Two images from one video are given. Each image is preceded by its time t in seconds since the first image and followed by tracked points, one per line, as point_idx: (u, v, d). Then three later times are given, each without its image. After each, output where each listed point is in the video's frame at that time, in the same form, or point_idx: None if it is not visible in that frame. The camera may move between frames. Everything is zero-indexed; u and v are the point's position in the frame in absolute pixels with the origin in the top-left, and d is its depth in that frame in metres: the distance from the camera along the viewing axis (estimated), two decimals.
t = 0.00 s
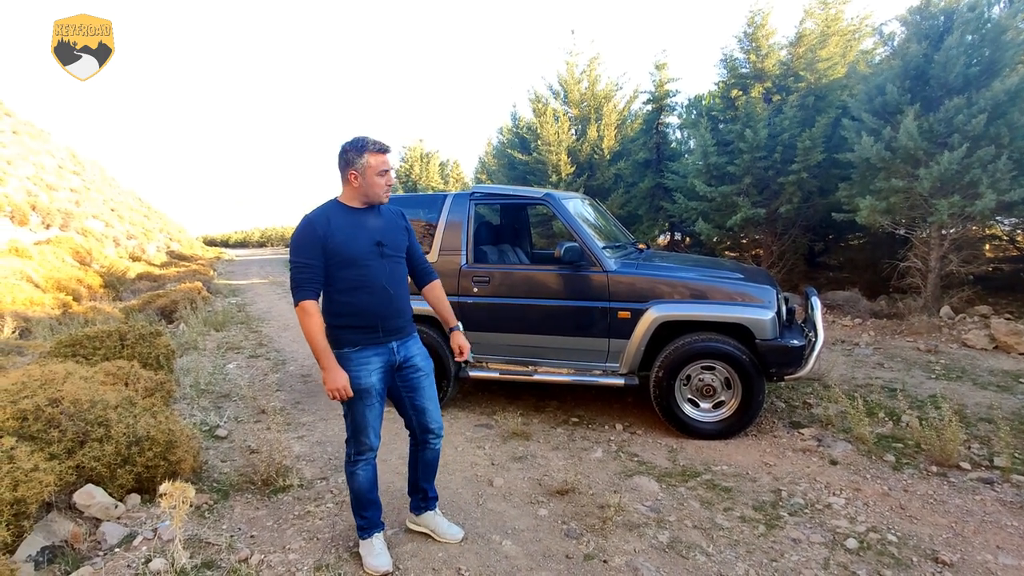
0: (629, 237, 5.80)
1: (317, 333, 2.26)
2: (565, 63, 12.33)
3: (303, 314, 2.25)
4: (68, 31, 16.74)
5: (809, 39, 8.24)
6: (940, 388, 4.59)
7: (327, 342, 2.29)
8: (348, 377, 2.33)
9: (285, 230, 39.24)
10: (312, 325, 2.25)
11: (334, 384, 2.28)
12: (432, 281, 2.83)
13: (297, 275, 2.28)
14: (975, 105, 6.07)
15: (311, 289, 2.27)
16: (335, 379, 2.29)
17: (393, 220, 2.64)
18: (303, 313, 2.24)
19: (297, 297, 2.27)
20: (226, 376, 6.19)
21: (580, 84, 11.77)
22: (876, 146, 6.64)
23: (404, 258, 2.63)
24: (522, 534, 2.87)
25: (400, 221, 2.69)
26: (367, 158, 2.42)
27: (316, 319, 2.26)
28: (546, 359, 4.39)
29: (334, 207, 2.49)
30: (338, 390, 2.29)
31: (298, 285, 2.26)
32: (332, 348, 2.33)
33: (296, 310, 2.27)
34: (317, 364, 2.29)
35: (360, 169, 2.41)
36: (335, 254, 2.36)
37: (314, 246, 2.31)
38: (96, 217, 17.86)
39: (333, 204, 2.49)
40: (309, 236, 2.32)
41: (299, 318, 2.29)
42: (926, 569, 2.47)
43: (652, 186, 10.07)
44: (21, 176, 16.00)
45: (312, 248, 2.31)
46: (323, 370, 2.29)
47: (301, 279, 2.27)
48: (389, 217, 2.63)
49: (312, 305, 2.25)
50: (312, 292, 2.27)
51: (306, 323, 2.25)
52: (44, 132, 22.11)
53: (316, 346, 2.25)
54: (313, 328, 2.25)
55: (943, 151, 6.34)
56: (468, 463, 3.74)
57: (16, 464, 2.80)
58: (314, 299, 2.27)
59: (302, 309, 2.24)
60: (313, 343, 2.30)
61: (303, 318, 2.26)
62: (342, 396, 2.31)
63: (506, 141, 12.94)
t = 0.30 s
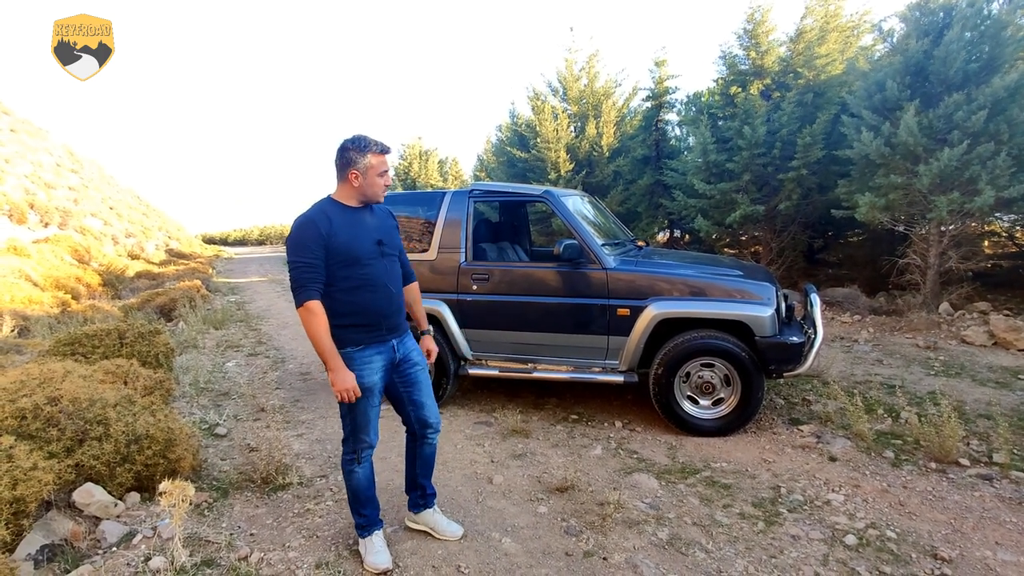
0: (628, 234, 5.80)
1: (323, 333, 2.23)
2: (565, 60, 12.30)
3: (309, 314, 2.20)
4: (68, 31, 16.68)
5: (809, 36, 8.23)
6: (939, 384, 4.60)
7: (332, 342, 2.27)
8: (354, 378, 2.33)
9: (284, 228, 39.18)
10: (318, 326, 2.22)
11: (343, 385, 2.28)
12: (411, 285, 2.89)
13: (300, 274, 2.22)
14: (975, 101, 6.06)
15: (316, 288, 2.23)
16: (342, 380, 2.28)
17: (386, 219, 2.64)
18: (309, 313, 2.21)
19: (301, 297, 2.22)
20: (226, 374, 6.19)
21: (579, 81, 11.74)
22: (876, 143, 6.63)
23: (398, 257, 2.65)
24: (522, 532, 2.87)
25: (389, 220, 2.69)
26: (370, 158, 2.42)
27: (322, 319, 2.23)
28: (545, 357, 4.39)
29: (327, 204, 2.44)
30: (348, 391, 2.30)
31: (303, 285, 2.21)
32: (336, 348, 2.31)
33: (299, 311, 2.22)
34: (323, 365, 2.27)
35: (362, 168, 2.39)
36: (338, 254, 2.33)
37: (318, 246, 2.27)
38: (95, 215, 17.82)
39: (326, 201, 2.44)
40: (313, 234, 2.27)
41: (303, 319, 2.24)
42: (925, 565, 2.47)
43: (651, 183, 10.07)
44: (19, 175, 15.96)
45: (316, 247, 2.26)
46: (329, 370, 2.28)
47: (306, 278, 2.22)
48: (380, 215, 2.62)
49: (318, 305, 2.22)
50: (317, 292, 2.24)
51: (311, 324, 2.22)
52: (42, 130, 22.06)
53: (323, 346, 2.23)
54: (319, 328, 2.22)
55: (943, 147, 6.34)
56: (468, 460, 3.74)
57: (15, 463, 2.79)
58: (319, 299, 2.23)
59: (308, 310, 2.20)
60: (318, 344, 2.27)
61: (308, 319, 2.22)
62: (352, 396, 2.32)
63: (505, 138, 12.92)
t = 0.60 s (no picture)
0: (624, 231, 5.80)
1: (332, 333, 2.22)
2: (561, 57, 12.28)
3: (320, 314, 2.19)
4: (68, 31, 16.56)
5: (804, 33, 8.23)
6: (934, 380, 4.62)
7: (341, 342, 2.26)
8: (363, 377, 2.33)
9: (280, 226, 39.05)
10: (327, 326, 2.21)
11: (353, 384, 2.29)
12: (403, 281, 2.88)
13: (309, 273, 2.19)
14: (969, 98, 6.08)
15: (324, 287, 2.21)
16: (351, 380, 2.28)
17: (387, 216, 2.63)
18: (320, 313, 2.20)
19: (309, 296, 2.20)
20: (221, 372, 6.17)
21: (575, 78, 11.72)
22: (871, 139, 6.65)
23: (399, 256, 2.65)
24: (519, 529, 2.87)
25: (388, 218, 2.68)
26: (377, 155, 2.42)
27: (331, 319, 2.22)
28: (542, 355, 4.39)
29: (328, 201, 2.39)
30: (358, 391, 2.30)
31: (313, 284, 2.19)
32: (344, 348, 2.31)
33: (310, 311, 2.20)
34: (334, 364, 2.27)
35: (369, 166, 2.39)
36: (347, 253, 2.31)
37: (328, 245, 2.24)
38: (89, 213, 17.73)
39: (328, 198, 2.40)
40: (322, 232, 2.24)
41: (311, 319, 2.22)
42: (921, 561, 2.48)
43: (648, 180, 10.07)
44: (13, 173, 15.86)
45: (326, 246, 2.23)
46: (338, 370, 2.27)
47: (316, 278, 2.20)
48: (381, 213, 2.61)
49: (327, 305, 2.21)
50: (326, 291, 2.22)
51: (321, 324, 2.20)
52: (36, 128, 21.93)
53: (333, 345, 2.23)
54: (328, 328, 2.21)
55: (938, 144, 6.35)
56: (465, 458, 3.73)
57: (10, 463, 2.77)
58: (328, 298, 2.21)
59: (319, 309, 2.18)
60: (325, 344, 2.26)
61: (317, 319, 2.20)
62: (361, 396, 2.32)
63: (501, 135, 12.90)
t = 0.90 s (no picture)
0: (617, 230, 5.79)
1: (339, 331, 2.19)
2: (553, 56, 12.26)
3: (324, 312, 2.16)
4: (68, 31, 16.30)
5: (795, 32, 8.27)
6: (924, 378, 4.65)
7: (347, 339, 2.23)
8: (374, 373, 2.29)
9: (272, 225, 38.81)
10: (333, 324, 2.17)
11: (364, 381, 2.24)
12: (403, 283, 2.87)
13: (312, 272, 2.16)
14: (959, 98, 6.11)
15: (327, 286, 2.18)
16: (362, 376, 2.24)
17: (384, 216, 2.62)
18: (324, 311, 2.16)
19: (313, 295, 2.16)
20: (212, 374, 6.12)
21: (568, 77, 11.71)
22: (862, 139, 6.68)
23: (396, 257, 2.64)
24: (511, 531, 2.87)
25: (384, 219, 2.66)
26: (382, 155, 2.41)
27: (337, 316, 2.19)
28: (534, 355, 4.38)
29: (329, 201, 2.34)
30: (369, 387, 2.26)
31: (316, 283, 2.15)
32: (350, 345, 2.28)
33: (313, 309, 2.16)
34: (342, 361, 2.23)
35: (375, 166, 2.37)
36: (348, 251, 2.29)
37: (329, 243, 2.21)
38: (79, 213, 17.54)
39: (329, 197, 2.35)
40: (323, 230, 2.21)
41: (315, 318, 2.18)
42: (911, 560, 2.50)
43: (640, 179, 10.07)
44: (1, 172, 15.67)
45: (327, 244, 2.20)
46: (347, 368, 2.23)
47: (319, 276, 2.16)
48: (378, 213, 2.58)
49: (331, 303, 2.17)
50: (329, 290, 2.19)
51: (327, 323, 2.16)
52: (24, 126, 21.69)
53: (340, 343, 2.19)
54: (334, 326, 2.17)
55: (927, 144, 6.39)
56: (457, 460, 3.72)
57: None
58: (332, 297, 2.18)
59: (323, 308, 2.15)
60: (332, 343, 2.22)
61: (322, 318, 2.16)
62: (374, 391, 2.28)
63: (494, 134, 12.87)
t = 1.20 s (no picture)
0: (607, 230, 5.77)
1: (328, 328, 2.12)
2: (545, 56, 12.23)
3: (313, 310, 2.09)
4: (68, 31, 15.87)
5: (785, 33, 8.28)
6: (914, 378, 4.66)
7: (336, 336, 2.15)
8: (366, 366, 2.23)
9: (263, 225, 38.55)
10: (322, 321, 2.11)
11: (357, 377, 2.17)
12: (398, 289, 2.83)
13: (302, 268, 2.09)
14: (948, 98, 6.13)
15: (318, 283, 2.12)
16: (353, 372, 2.18)
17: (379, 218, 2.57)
18: (313, 308, 2.09)
19: (301, 292, 2.09)
20: (199, 376, 6.04)
21: (560, 77, 11.67)
22: (853, 139, 6.69)
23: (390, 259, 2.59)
24: (500, 535, 2.83)
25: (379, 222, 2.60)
26: (378, 156, 2.37)
27: (326, 313, 2.12)
28: (525, 356, 4.35)
29: (323, 199, 2.29)
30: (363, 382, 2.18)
31: (305, 279, 2.09)
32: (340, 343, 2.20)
33: (302, 305, 2.10)
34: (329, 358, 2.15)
35: (371, 167, 2.33)
36: (341, 249, 2.23)
37: (322, 239, 2.16)
38: (67, 214, 17.31)
39: (323, 196, 2.29)
40: (316, 226, 2.15)
41: (304, 317, 2.12)
42: (902, 562, 2.48)
43: (632, 180, 10.04)
44: None
45: (319, 241, 2.14)
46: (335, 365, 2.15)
47: (309, 272, 2.10)
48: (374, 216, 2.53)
49: (320, 300, 2.10)
50: (319, 286, 2.12)
51: (315, 320, 2.10)
52: (11, 126, 21.38)
53: (329, 340, 2.12)
54: (322, 323, 2.11)
55: (917, 144, 6.41)
56: (446, 462, 3.68)
57: None
58: (321, 294, 2.11)
59: (312, 304, 2.08)
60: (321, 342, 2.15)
61: (311, 315, 2.10)
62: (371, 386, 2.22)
63: (486, 134, 12.82)
